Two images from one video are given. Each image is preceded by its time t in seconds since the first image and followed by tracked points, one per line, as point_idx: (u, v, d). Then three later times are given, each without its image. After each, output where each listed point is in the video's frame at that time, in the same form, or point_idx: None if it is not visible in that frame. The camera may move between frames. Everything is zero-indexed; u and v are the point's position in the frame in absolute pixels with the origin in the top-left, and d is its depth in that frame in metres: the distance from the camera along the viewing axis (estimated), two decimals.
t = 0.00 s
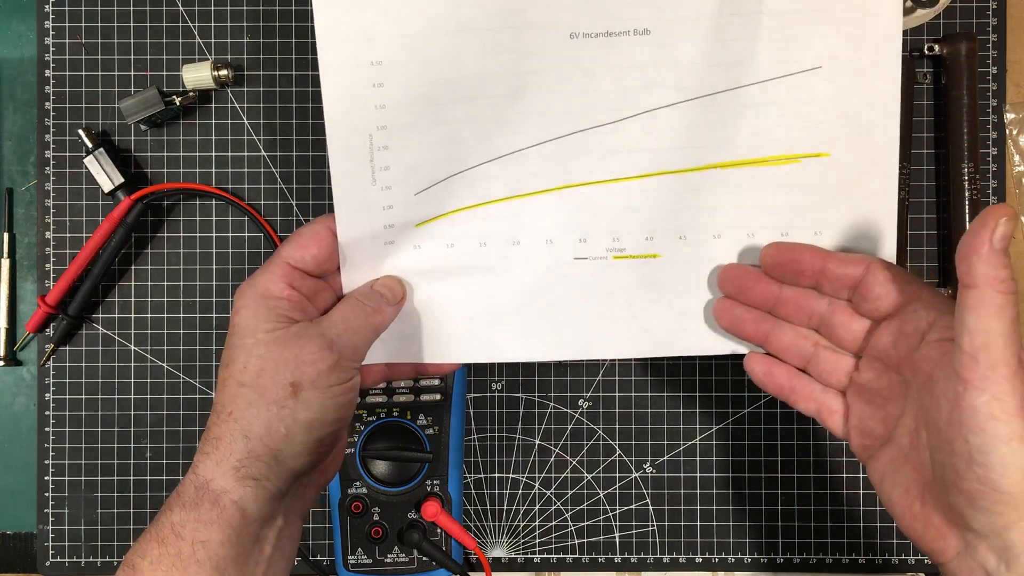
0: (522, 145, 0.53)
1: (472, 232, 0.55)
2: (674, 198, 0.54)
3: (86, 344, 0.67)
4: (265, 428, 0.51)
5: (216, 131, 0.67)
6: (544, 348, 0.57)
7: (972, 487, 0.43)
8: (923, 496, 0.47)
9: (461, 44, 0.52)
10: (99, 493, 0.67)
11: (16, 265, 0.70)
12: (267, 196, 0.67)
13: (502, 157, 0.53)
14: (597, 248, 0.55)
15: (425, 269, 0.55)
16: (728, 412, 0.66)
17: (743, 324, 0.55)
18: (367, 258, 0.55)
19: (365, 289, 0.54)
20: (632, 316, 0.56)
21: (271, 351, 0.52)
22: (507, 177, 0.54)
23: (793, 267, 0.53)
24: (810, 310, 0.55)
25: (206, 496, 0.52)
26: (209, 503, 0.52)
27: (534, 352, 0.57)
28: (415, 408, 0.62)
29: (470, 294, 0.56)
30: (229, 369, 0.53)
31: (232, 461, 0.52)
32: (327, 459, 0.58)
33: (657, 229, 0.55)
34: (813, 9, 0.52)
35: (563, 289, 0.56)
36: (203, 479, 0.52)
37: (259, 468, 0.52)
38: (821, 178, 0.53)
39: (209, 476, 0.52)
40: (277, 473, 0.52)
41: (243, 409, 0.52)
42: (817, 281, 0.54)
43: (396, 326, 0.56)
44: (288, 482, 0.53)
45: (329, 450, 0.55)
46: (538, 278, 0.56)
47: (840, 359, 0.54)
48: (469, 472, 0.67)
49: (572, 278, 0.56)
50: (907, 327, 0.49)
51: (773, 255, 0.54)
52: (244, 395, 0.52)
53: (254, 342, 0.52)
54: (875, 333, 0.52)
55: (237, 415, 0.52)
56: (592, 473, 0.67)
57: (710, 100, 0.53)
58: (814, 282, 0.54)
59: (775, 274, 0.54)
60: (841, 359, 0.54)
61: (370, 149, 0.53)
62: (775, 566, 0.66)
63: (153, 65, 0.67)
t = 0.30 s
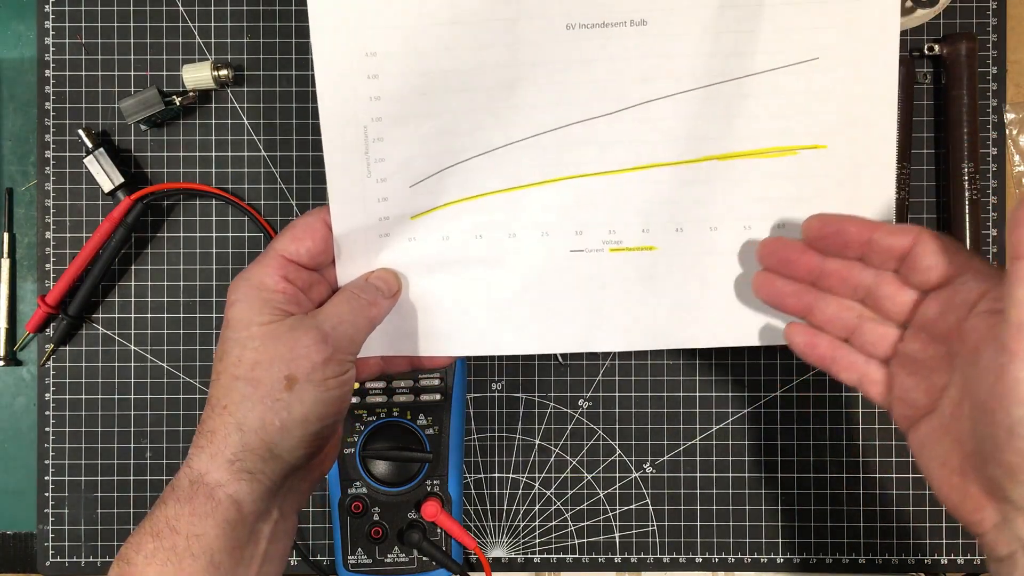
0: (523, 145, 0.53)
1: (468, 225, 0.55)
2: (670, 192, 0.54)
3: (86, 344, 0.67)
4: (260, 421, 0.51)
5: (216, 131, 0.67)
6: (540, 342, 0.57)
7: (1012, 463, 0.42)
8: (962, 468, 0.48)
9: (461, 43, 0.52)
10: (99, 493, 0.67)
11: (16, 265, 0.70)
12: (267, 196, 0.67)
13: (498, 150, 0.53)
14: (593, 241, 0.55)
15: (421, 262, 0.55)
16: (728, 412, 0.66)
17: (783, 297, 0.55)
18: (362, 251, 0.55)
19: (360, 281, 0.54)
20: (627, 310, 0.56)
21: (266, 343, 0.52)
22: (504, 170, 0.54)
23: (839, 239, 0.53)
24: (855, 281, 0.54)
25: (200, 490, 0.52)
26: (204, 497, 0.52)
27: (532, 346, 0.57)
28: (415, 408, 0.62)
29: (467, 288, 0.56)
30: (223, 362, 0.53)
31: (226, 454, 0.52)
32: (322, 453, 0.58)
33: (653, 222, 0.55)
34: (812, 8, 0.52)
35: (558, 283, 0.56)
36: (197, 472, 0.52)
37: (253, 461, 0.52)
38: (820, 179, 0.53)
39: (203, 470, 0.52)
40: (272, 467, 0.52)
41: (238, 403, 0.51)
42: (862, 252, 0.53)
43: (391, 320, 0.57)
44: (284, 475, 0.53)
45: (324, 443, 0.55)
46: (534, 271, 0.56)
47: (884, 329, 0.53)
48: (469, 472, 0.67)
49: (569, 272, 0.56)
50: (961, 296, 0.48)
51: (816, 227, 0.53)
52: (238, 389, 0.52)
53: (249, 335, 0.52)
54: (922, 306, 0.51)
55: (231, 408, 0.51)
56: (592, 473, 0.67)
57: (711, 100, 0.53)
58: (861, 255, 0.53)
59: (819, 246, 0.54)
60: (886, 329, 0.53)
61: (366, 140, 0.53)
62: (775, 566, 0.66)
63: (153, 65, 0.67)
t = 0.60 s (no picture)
0: (525, 147, 0.53)
1: (470, 224, 0.55)
2: (673, 193, 0.54)
3: (87, 344, 0.67)
4: (263, 420, 0.51)
5: (216, 131, 0.67)
6: (540, 341, 0.57)
7: None
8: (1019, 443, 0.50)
9: (461, 42, 0.52)
10: (99, 493, 0.67)
11: (16, 265, 0.69)
12: (267, 196, 0.67)
13: (500, 149, 0.53)
14: (594, 240, 0.55)
15: (422, 261, 0.55)
16: (728, 412, 0.66)
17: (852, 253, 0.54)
18: (364, 250, 0.55)
19: (362, 280, 0.54)
20: (627, 310, 0.56)
21: (268, 342, 0.52)
22: (505, 170, 0.54)
23: (917, 199, 0.53)
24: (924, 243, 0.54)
25: (202, 488, 0.52)
26: (207, 495, 0.52)
27: (533, 346, 0.57)
28: (416, 408, 0.62)
29: (469, 287, 0.56)
30: (225, 361, 0.53)
31: (229, 453, 0.52)
32: (324, 452, 0.57)
33: (655, 221, 0.55)
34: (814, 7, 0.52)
35: (559, 282, 0.56)
36: (200, 471, 0.52)
37: (256, 460, 0.52)
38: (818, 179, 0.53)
39: (205, 468, 0.52)
40: (274, 466, 0.52)
41: (241, 401, 0.52)
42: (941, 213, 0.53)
43: (393, 319, 0.56)
44: (286, 474, 0.53)
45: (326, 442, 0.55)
46: (536, 270, 0.56)
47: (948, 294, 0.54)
48: (469, 472, 0.67)
49: (570, 272, 0.56)
50: None
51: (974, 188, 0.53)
52: (241, 387, 0.52)
53: (252, 334, 0.52)
54: (991, 272, 0.52)
55: (234, 407, 0.52)
56: (592, 473, 0.67)
57: (712, 100, 0.53)
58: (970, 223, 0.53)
59: (896, 206, 0.53)
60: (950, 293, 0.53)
61: (368, 139, 0.53)
62: (775, 566, 0.66)
63: (153, 65, 0.67)
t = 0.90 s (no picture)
0: (523, 145, 0.53)
1: (467, 227, 0.55)
2: (672, 195, 0.54)
3: (86, 344, 0.67)
4: (259, 421, 0.51)
5: (216, 131, 0.67)
6: (537, 343, 0.57)
7: None
8: None
9: (461, 42, 0.52)
10: (99, 493, 0.67)
11: (16, 265, 0.69)
12: (267, 196, 0.67)
13: (499, 151, 0.53)
14: (592, 244, 0.55)
15: (419, 263, 0.55)
16: (728, 412, 0.66)
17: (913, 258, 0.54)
18: (362, 251, 0.55)
19: (359, 281, 0.54)
20: (625, 310, 0.56)
21: (264, 342, 0.52)
22: (503, 171, 0.54)
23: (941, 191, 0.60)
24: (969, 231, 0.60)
25: (198, 489, 0.52)
26: (202, 496, 0.52)
27: (532, 348, 0.57)
28: (415, 409, 0.62)
29: (467, 289, 0.56)
30: (221, 361, 0.53)
31: (225, 453, 0.52)
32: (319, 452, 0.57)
33: (653, 226, 0.55)
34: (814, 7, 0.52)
35: (556, 284, 0.56)
36: (195, 471, 0.52)
37: (252, 460, 0.52)
38: (818, 179, 0.53)
39: (201, 469, 0.52)
40: (271, 466, 0.52)
41: (237, 401, 0.52)
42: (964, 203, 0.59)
43: (390, 320, 0.57)
44: (282, 475, 0.53)
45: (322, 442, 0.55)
46: (534, 273, 0.56)
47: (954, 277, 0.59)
48: (469, 472, 0.67)
49: (569, 274, 0.56)
50: None
51: (973, 181, 0.59)
52: (237, 387, 0.52)
53: (248, 334, 0.52)
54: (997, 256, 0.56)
55: (230, 407, 0.51)
56: (592, 473, 0.67)
57: (711, 100, 0.53)
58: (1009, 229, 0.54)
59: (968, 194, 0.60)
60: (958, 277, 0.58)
61: (366, 141, 0.53)
62: (775, 566, 0.66)
63: (153, 65, 0.67)
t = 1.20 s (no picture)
0: (524, 146, 0.53)
1: (475, 228, 0.55)
2: (678, 198, 0.54)
3: (87, 344, 0.67)
4: (266, 418, 0.51)
5: (216, 131, 0.67)
6: (541, 345, 0.57)
7: None
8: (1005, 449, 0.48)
9: (462, 43, 0.52)
10: (99, 493, 0.67)
11: (16, 265, 0.69)
12: (267, 195, 0.67)
13: (508, 153, 0.53)
14: (598, 248, 0.55)
15: (425, 264, 0.55)
16: (728, 412, 0.66)
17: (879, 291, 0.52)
18: (368, 250, 0.55)
19: (367, 280, 0.54)
20: (626, 311, 0.56)
21: (271, 340, 0.52)
22: (512, 173, 0.54)
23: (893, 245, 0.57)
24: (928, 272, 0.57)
25: (205, 486, 0.52)
26: (208, 494, 0.52)
27: (535, 351, 0.57)
28: (416, 409, 0.62)
29: (471, 291, 0.56)
30: (229, 359, 0.53)
31: (232, 451, 0.52)
32: (324, 452, 0.57)
33: (658, 231, 0.55)
34: (817, 6, 0.52)
35: (560, 286, 0.56)
36: (202, 468, 0.52)
37: (259, 458, 0.52)
38: (820, 180, 0.53)
39: (208, 466, 0.52)
40: (277, 464, 0.52)
41: (244, 399, 0.51)
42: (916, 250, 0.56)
43: (395, 320, 0.57)
44: (288, 472, 0.53)
45: (328, 441, 0.55)
46: (539, 277, 0.56)
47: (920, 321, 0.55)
48: (469, 472, 0.67)
49: (572, 276, 0.56)
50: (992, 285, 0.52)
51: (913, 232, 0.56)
52: (244, 385, 0.52)
53: (255, 331, 0.52)
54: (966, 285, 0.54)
55: (238, 405, 0.51)
56: (592, 473, 0.67)
57: (714, 101, 0.53)
58: (967, 249, 0.55)
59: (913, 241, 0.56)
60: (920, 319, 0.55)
61: (376, 140, 0.53)
62: (775, 566, 0.66)
63: (153, 65, 0.67)
